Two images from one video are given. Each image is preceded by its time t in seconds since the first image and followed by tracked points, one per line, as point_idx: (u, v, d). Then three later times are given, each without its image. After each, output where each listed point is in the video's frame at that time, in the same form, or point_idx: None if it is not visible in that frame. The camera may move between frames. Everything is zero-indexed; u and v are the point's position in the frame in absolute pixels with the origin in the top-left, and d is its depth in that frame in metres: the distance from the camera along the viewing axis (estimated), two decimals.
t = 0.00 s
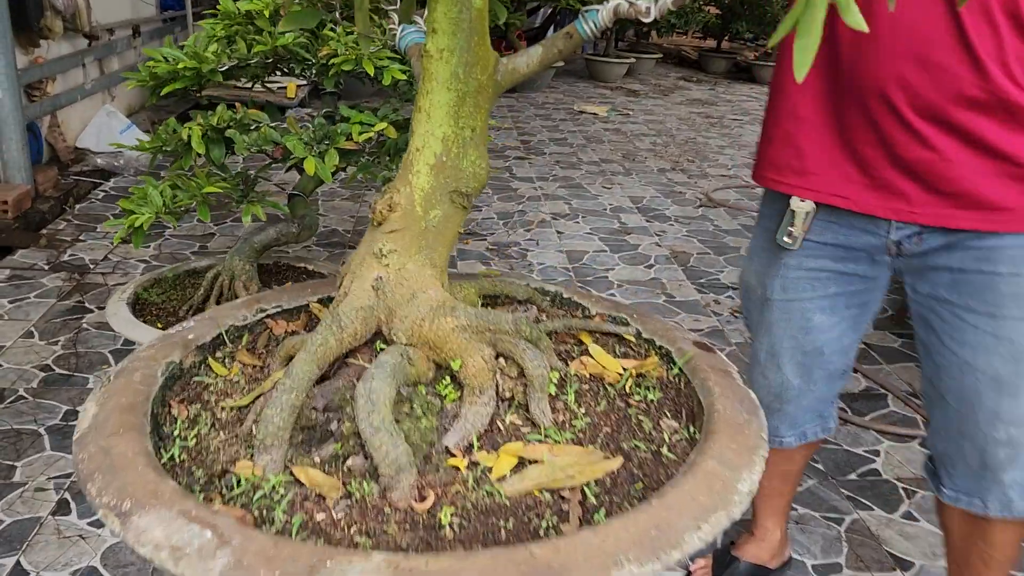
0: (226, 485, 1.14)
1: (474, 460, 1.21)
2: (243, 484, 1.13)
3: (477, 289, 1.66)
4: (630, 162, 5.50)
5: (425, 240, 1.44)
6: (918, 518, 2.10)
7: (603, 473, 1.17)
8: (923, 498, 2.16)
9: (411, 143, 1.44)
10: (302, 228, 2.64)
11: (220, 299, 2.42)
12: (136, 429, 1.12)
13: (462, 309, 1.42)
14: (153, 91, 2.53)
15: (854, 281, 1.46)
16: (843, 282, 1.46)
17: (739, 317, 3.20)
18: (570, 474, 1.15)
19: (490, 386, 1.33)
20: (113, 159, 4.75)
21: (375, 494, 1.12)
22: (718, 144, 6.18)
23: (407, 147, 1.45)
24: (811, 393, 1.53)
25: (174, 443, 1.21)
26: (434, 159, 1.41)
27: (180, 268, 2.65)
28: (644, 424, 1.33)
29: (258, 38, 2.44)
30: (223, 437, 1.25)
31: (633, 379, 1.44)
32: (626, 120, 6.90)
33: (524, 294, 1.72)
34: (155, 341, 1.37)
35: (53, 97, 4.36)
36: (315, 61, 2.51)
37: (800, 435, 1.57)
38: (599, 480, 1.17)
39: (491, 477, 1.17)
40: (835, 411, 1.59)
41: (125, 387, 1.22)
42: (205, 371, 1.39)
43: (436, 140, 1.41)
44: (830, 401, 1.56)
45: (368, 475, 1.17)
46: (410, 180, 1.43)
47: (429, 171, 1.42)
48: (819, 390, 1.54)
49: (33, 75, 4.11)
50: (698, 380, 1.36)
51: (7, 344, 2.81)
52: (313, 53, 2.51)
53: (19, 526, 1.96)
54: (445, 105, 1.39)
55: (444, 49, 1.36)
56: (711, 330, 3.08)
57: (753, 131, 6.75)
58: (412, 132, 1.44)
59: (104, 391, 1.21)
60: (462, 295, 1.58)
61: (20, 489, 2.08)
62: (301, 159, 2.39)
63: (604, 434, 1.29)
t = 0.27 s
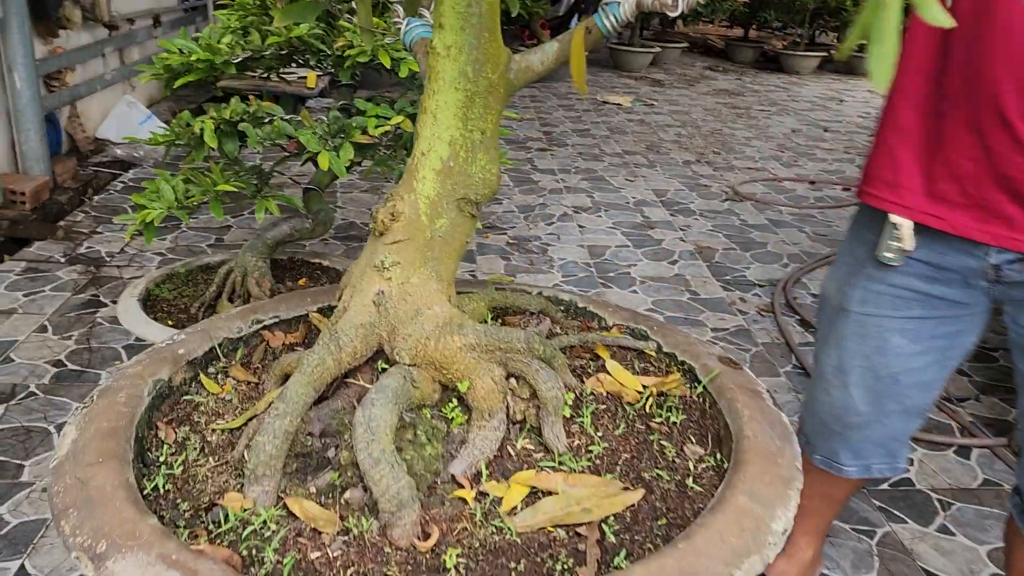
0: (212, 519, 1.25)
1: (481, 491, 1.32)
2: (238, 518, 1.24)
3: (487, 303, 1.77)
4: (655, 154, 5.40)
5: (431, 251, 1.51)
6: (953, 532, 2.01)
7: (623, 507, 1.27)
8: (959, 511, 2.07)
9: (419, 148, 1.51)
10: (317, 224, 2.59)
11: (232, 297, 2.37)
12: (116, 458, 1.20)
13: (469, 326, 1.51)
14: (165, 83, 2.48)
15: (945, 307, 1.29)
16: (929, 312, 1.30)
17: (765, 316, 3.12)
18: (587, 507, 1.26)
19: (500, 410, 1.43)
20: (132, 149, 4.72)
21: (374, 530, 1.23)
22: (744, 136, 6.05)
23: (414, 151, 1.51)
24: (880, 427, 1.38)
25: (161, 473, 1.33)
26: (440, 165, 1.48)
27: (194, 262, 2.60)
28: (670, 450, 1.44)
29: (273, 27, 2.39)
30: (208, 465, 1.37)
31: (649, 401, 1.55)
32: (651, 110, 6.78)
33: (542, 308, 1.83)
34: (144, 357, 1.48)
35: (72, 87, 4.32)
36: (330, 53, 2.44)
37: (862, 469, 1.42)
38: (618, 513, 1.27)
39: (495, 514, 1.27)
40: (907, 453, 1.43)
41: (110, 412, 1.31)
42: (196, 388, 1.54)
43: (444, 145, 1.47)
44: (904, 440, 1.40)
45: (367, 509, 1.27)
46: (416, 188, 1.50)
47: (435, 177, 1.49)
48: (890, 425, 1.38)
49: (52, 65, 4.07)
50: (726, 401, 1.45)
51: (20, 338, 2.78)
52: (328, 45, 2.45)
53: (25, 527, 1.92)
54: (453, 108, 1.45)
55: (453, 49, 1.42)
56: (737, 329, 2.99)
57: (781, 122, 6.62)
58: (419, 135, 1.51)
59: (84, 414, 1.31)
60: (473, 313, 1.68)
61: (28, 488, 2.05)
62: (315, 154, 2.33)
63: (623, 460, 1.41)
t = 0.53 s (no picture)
0: (202, 523, 1.24)
1: (483, 495, 1.29)
2: (229, 523, 1.23)
3: (492, 298, 1.74)
4: (674, 147, 5.34)
5: (432, 245, 1.49)
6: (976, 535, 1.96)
7: (632, 513, 1.25)
8: (982, 514, 2.01)
9: (420, 136, 1.47)
10: (329, 215, 2.57)
11: (243, 289, 2.35)
12: (103, 459, 1.19)
13: (471, 323, 1.48)
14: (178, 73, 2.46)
15: (1022, 305, 1.24)
16: (999, 307, 1.24)
17: (785, 311, 3.06)
18: (595, 513, 1.23)
19: (503, 411, 1.41)
20: (150, 141, 4.71)
21: (370, 537, 1.20)
22: (765, 129, 5.98)
23: (415, 141, 1.48)
24: (944, 441, 1.29)
25: (152, 474, 1.33)
26: (442, 154, 1.45)
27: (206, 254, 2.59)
28: (681, 454, 1.41)
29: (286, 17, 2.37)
30: (201, 466, 1.37)
31: (659, 401, 1.53)
32: (671, 102, 6.72)
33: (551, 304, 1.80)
34: (138, 353, 1.48)
35: (90, 78, 4.32)
36: (343, 42, 2.42)
37: (922, 488, 1.32)
38: (626, 519, 1.25)
39: (497, 520, 1.25)
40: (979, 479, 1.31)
41: (99, 411, 1.30)
42: (191, 384, 1.54)
43: (445, 133, 1.44)
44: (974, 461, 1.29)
45: (364, 514, 1.25)
46: (417, 178, 1.47)
47: (436, 167, 1.46)
48: (955, 440, 1.29)
49: (70, 55, 4.07)
50: (741, 402, 1.41)
51: (34, 328, 2.78)
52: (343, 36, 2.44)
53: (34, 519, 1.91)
54: (456, 94, 1.42)
55: (456, 33, 1.39)
56: (756, 324, 2.94)
57: (803, 115, 6.53)
58: (420, 124, 1.48)
59: (73, 412, 1.30)
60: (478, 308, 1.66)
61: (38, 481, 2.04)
62: (327, 145, 2.30)
63: (632, 465, 1.38)
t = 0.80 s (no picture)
0: (193, 523, 1.22)
1: (482, 495, 1.28)
2: (220, 523, 1.21)
3: (493, 292, 1.72)
4: (687, 140, 5.30)
5: (430, 237, 1.47)
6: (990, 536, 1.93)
7: (635, 515, 1.22)
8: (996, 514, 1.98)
9: (418, 125, 1.45)
10: (337, 207, 2.56)
11: (250, 281, 2.34)
12: (92, 458, 1.18)
13: (470, 317, 1.47)
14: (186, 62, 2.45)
15: None
16: None
17: (798, 307, 3.02)
18: (597, 514, 1.22)
19: (504, 408, 1.39)
20: (162, 132, 4.71)
21: (366, 538, 1.19)
22: (780, 122, 5.93)
23: (414, 130, 1.46)
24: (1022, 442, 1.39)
25: (143, 473, 1.31)
26: (440, 145, 1.42)
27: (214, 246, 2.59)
28: (686, 454, 1.39)
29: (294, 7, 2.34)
30: (193, 464, 1.36)
31: (664, 399, 1.51)
32: (684, 95, 6.66)
33: (552, 298, 1.78)
34: (131, 347, 1.47)
35: (101, 69, 4.31)
36: (352, 32, 2.40)
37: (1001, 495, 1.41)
38: (629, 521, 1.23)
39: (496, 521, 1.23)
40: None
41: (89, 408, 1.29)
42: (185, 380, 1.53)
43: (444, 122, 1.42)
44: None
45: (360, 514, 1.23)
46: (415, 168, 1.45)
47: (435, 157, 1.43)
48: None
49: (81, 46, 4.06)
50: (748, 400, 1.39)
51: (43, 319, 2.77)
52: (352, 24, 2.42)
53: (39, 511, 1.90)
54: (455, 81, 1.40)
55: (455, 18, 1.36)
56: (768, 320, 2.90)
57: (818, 108, 6.47)
58: (419, 112, 1.45)
59: (62, 408, 1.28)
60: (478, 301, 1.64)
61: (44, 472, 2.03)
62: (334, 136, 2.28)
63: (636, 465, 1.36)
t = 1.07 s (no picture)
0: (188, 522, 1.22)
1: (481, 494, 1.27)
2: (216, 521, 1.21)
3: (493, 289, 1.71)
4: (693, 135, 5.28)
5: (429, 233, 1.47)
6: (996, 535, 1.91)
7: (635, 514, 1.21)
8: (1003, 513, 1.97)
9: (417, 120, 1.44)
10: (340, 202, 2.55)
11: (254, 276, 2.34)
12: (87, 455, 1.18)
13: (469, 314, 1.46)
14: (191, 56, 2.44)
15: None
16: None
17: (804, 303, 3.01)
18: (597, 514, 1.21)
19: (503, 406, 1.39)
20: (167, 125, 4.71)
21: (363, 537, 1.18)
22: (787, 117, 5.90)
23: (413, 125, 1.45)
24: None
25: (138, 471, 1.31)
26: (439, 140, 1.42)
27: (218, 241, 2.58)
28: (687, 453, 1.38)
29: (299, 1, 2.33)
30: (190, 462, 1.36)
31: (665, 398, 1.50)
32: (691, 90, 6.64)
33: (553, 296, 1.78)
34: (129, 344, 1.46)
35: (107, 63, 4.31)
36: (356, 26, 2.40)
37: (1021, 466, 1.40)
38: (630, 520, 1.22)
39: (495, 521, 1.22)
40: None
41: (86, 405, 1.29)
42: (183, 376, 1.53)
43: (444, 117, 1.41)
44: None
45: (358, 513, 1.23)
46: (413, 164, 1.45)
47: (435, 152, 1.43)
48: None
49: (87, 39, 4.06)
50: (750, 399, 1.37)
51: (47, 313, 2.77)
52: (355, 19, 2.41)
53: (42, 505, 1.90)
54: (454, 75, 1.39)
55: (455, 12, 1.35)
56: (774, 316, 2.89)
57: (825, 103, 6.44)
58: (418, 108, 1.44)
59: (58, 405, 1.28)
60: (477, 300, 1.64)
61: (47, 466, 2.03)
62: (339, 131, 2.27)
63: (637, 464, 1.35)
